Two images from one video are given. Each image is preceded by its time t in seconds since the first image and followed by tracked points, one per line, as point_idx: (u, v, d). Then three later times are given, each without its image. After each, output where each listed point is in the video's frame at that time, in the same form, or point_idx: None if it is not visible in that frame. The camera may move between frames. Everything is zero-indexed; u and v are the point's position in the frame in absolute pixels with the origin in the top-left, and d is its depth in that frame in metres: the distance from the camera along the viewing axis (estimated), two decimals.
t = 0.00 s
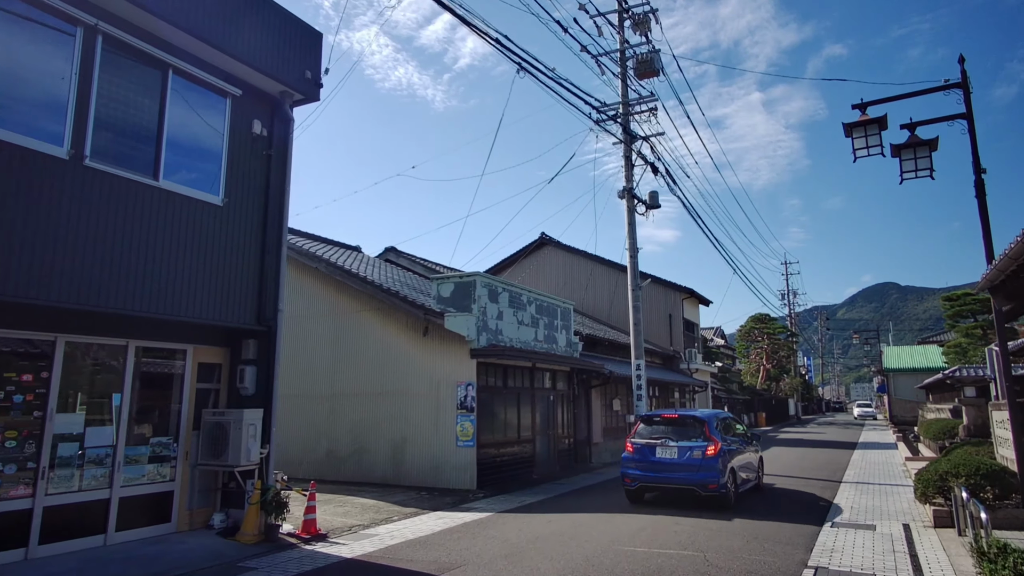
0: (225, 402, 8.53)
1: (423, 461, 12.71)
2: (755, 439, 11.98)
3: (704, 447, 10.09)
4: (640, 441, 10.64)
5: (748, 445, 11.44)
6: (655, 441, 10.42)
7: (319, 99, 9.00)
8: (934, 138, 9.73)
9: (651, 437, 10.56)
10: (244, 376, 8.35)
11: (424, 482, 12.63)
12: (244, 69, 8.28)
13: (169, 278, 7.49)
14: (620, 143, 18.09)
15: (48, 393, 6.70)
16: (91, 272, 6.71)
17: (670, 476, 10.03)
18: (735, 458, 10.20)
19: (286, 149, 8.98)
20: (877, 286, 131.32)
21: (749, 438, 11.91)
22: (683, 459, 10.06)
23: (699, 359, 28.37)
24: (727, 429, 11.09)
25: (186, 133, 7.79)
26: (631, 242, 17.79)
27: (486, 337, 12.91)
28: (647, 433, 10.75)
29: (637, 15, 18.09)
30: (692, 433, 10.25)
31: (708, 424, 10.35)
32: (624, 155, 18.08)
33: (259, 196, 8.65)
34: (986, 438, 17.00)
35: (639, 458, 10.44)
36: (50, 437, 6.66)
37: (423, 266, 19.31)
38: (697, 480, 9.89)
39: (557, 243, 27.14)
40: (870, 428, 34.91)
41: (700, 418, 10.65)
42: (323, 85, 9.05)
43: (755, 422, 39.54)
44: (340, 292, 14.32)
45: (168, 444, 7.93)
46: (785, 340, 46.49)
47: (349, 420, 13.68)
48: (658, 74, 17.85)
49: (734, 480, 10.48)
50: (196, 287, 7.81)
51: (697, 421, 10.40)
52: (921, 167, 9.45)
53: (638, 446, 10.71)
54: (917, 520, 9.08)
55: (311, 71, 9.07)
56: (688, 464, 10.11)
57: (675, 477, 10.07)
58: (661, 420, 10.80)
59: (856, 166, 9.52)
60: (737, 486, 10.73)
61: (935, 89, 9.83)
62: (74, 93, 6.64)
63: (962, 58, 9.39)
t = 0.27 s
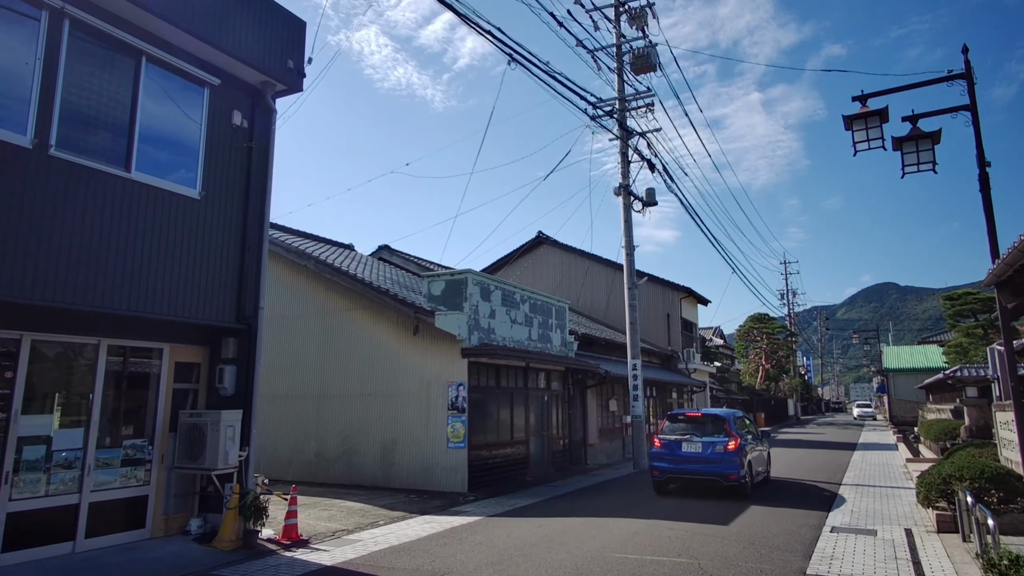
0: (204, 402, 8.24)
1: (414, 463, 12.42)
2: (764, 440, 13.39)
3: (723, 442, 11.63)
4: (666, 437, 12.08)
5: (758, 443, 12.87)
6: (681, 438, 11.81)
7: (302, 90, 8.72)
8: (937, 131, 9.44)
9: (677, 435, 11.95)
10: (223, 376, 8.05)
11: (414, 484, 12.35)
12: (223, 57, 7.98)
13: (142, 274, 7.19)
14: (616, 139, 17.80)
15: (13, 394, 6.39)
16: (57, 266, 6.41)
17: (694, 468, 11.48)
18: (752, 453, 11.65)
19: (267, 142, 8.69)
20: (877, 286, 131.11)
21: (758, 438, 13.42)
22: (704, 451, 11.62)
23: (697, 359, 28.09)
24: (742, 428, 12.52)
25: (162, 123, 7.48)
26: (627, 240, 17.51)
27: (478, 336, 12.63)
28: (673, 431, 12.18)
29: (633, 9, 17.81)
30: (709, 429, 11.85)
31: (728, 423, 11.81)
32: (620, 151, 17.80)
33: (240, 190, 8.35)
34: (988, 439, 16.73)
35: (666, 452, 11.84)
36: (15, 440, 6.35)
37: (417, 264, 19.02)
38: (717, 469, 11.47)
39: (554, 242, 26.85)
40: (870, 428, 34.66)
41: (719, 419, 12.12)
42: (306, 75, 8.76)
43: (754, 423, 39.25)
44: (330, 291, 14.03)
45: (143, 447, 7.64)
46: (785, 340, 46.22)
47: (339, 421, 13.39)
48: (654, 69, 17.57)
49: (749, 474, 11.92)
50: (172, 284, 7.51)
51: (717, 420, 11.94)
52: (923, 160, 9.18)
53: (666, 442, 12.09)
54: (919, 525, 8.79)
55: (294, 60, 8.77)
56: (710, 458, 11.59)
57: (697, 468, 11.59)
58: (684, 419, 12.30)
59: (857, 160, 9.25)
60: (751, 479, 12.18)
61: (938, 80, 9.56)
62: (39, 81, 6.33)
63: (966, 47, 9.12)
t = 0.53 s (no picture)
0: (183, 402, 7.96)
1: (405, 464, 12.14)
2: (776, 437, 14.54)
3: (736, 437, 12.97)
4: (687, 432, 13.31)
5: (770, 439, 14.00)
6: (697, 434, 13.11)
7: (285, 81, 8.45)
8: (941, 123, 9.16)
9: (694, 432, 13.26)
10: (202, 375, 7.76)
11: (405, 486, 12.07)
12: (202, 46, 7.69)
13: (116, 269, 6.91)
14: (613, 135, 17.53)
15: None
16: (23, 260, 6.12)
17: (711, 461, 12.75)
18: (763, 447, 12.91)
19: (249, 134, 8.42)
20: (877, 286, 130.84)
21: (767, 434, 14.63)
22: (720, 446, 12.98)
23: (696, 359, 27.81)
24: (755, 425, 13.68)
25: (137, 111, 7.18)
26: (624, 237, 17.24)
27: (471, 335, 12.36)
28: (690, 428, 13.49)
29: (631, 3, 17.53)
30: (724, 426, 13.15)
31: (740, 420, 13.11)
32: (617, 148, 17.53)
33: (220, 183, 8.07)
34: (991, 440, 16.46)
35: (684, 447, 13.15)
36: None
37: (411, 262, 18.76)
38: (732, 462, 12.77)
39: (551, 240, 26.58)
40: (870, 429, 34.41)
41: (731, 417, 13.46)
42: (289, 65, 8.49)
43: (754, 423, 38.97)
44: (320, 289, 13.77)
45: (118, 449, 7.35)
46: (785, 340, 45.95)
47: (329, 422, 13.12)
48: (652, 64, 17.30)
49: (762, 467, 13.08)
50: (148, 280, 7.23)
51: (730, 417, 13.20)
52: (927, 153, 8.90)
53: (685, 439, 13.39)
54: (923, 529, 8.51)
55: (276, 49, 8.49)
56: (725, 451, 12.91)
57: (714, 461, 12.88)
58: (700, 417, 13.55)
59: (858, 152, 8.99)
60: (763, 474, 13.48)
61: (942, 71, 9.29)
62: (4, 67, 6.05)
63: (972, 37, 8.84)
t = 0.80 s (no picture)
0: (160, 402, 7.66)
1: (396, 465, 11.85)
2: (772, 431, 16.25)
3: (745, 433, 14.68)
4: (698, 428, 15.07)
5: (771, 436, 15.57)
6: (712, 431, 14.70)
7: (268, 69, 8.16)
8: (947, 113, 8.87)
9: (708, 429, 14.90)
10: (179, 373, 7.45)
11: (396, 488, 11.77)
12: (180, 31, 7.38)
13: (89, 263, 6.60)
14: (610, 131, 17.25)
15: None
16: None
17: (723, 454, 14.37)
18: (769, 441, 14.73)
19: (231, 124, 8.11)
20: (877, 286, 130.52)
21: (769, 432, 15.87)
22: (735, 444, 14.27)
23: (695, 359, 27.50)
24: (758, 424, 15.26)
25: (111, 98, 6.86)
26: (621, 234, 16.95)
27: (463, 333, 12.08)
28: (704, 428, 14.93)
29: None
30: (733, 423, 14.85)
31: (749, 418, 14.85)
32: (615, 143, 17.24)
33: (200, 174, 7.76)
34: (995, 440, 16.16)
35: (698, 442, 14.81)
36: None
37: (405, 260, 18.48)
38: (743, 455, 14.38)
39: (549, 239, 26.28)
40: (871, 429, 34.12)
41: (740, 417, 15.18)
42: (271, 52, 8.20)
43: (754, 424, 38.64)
44: (309, 286, 13.48)
45: (92, 451, 7.05)
46: (785, 339, 45.63)
47: (319, 422, 12.83)
48: (650, 58, 17.01)
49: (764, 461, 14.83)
50: (123, 274, 6.91)
51: (740, 416, 14.80)
52: (932, 143, 8.61)
53: (697, 435, 15.09)
54: (930, 533, 8.20)
55: (258, 36, 8.19)
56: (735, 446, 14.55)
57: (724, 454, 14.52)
58: (710, 416, 15.16)
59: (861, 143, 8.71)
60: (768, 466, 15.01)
61: (947, 59, 9.00)
62: None
63: (978, 23, 8.56)
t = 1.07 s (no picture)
0: (134, 404, 7.35)
1: (385, 468, 11.56)
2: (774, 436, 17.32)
3: (749, 432, 15.79)
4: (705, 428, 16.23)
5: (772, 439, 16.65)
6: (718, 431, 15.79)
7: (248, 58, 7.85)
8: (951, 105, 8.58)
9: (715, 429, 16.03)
10: (153, 374, 7.15)
11: (385, 491, 11.49)
12: (154, 17, 7.06)
13: (55, 260, 6.27)
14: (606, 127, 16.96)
15: None
16: None
17: (729, 453, 15.50)
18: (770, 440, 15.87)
19: (209, 114, 7.79)
20: (877, 286, 130.25)
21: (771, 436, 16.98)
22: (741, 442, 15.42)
23: (693, 359, 27.21)
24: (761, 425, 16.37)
25: (80, 86, 6.54)
26: (617, 232, 16.65)
27: (454, 332, 11.78)
28: (711, 428, 16.02)
29: None
30: (738, 423, 15.97)
31: (752, 419, 16.02)
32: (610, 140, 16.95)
33: (176, 167, 7.44)
34: (998, 441, 15.88)
35: (706, 441, 15.87)
36: None
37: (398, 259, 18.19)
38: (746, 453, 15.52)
39: (546, 237, 25.98)
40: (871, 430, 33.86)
41: (744, 418, 16.29)
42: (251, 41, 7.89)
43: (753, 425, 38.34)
44: (298, 284, 13.18)
45: (61, 455, 6.75)
46: (784, 339, 45.37)
47: (306, 423, 12.54)
48: (646, 52, 16.72)
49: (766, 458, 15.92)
50: (92, 271, 6.59)
51: (743, 416, 16.02)
52: (936, 136, 8.33)
53: (704, 435, 16.19)
54: (933, 540, 7.91)
55: (237, 24, 7.88)
56: (739, 444, 15.68)
57: (729, 452, 15.65)
58: (716, 416, 16.40)
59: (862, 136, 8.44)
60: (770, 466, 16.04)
61: (951, 49, 8.71)
62: None
63: (984, 11, 8.27)
